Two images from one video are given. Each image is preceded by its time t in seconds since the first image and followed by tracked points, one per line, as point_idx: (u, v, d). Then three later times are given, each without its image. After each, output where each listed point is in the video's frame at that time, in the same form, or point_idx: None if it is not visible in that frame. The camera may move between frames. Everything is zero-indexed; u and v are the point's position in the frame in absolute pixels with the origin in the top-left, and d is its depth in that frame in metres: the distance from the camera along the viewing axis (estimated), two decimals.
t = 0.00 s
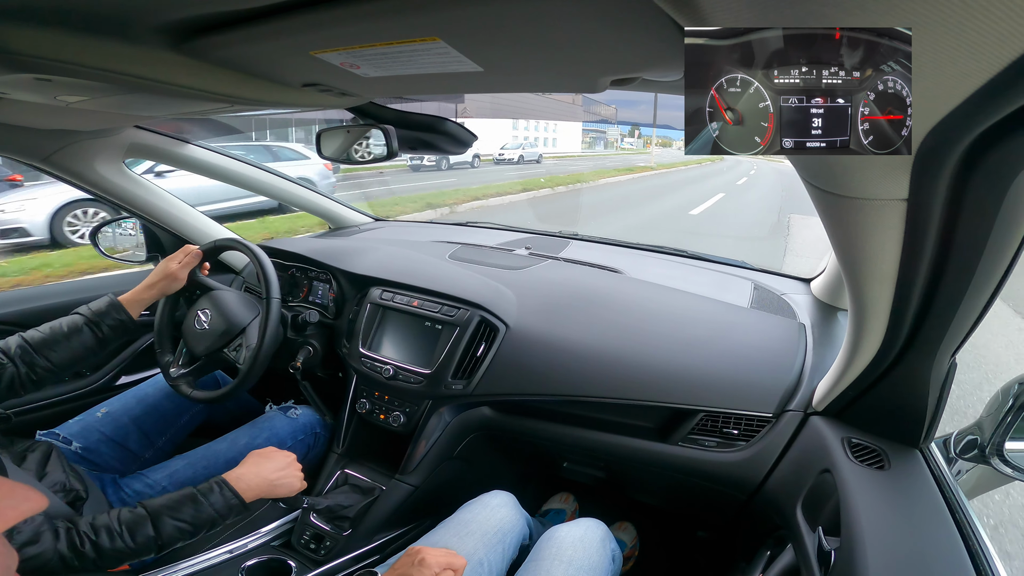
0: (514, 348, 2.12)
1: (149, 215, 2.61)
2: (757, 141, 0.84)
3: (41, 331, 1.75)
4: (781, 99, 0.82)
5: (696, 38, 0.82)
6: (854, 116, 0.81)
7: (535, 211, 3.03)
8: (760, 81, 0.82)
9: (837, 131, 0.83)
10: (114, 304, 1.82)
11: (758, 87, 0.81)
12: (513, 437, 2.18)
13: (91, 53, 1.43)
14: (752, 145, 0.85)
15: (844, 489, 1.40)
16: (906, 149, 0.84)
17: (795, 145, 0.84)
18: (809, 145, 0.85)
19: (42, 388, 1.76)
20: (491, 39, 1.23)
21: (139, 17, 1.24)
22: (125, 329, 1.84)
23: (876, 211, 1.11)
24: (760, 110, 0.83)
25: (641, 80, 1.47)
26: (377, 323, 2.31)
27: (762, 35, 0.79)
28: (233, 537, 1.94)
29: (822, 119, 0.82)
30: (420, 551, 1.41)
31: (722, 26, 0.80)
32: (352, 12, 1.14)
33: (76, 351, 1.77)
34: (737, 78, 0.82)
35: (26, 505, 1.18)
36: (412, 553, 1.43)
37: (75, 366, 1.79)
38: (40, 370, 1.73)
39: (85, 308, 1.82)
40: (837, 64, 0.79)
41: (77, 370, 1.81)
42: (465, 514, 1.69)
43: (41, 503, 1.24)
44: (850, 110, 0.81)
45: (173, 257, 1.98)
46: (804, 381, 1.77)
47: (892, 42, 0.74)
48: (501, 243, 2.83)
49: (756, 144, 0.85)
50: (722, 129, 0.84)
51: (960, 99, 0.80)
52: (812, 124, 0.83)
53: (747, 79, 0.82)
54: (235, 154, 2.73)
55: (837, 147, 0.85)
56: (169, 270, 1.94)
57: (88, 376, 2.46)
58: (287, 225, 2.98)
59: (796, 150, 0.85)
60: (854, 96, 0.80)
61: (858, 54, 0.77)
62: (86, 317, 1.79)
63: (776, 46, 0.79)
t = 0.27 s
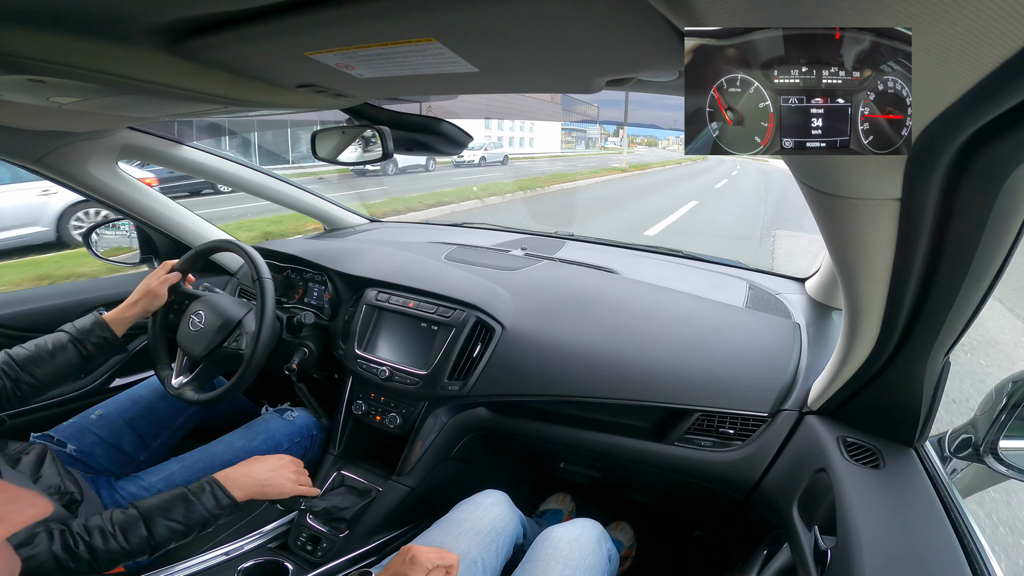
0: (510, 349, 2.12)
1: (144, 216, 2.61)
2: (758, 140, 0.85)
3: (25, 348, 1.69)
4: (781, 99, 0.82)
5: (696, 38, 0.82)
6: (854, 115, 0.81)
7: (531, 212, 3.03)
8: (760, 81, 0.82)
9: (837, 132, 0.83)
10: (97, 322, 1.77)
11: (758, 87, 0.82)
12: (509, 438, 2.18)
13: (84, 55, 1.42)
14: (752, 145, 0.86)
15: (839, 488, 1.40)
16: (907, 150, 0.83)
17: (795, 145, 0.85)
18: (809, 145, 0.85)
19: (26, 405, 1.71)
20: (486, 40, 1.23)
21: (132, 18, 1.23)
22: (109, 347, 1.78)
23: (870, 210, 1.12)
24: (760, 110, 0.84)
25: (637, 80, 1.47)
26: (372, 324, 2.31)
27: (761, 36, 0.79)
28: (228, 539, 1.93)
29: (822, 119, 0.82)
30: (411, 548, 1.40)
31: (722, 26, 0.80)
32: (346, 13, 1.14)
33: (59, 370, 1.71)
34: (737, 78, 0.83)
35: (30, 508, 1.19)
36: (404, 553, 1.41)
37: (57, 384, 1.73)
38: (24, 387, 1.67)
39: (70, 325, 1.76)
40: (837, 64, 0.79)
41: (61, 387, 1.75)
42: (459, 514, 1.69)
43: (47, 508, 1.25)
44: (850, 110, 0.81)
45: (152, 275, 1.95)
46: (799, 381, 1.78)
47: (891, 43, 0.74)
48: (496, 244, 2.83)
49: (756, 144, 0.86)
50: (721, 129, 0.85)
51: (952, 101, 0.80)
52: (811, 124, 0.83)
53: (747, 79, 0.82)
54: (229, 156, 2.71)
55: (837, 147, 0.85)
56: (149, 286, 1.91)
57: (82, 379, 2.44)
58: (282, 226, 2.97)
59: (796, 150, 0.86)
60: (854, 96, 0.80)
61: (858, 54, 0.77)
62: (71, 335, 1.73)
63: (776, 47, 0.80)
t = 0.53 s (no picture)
0: (505, 350, 2.12)
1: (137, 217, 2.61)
2: (758, 140, 0.85)
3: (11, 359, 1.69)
4: (781, 99, 0.82)
5: (696, 38, 0.82)
6: (854, 115, 0.82)
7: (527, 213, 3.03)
8: (760, 81, 0.82)
9: (837, 132, 0.83)
10: (83, 330, 1.77)
11: (758, 87, 0.82)
12: (504, 438, 2.18)
13: (79, 54, 1.41)
14: (752, 145, 0.86)
15: (833, 488, 1.41)
16: (906, 149, 0.83)
17: (795, 145, 0.84)
18: (809, 145, 0.85)
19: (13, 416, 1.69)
20: (483, 41, 1.23)
21: (128, 18, 1.23)
22: (96, 355, 1.78)
23: (864, 213, 1.12)
24: (760, 110, 0.84)
25: (632, 81, 1.47)
26: (368, 324, 2.31)
27: (761, 36, 0.80)
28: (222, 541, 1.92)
29: (822, 119, 0.83)
30: (406, 547, 1.41)
31: (722, 26, 0.80)
32: (343, 14, 1.14)
33: (47, 377, 1.70)
34: (737, 78, 0.83)
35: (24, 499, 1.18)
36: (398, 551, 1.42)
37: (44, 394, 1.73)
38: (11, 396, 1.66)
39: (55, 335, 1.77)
40: (837, 64, 0.79)
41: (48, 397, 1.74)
42: (454, 514, 1.69)
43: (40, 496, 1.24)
44: (850, 110, 0.81)
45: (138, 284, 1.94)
46: (793, 381, 1.79)
47: (890, 43, 0.74)
48: (492, 244, 2.83)
49: (756, 144, 0.85)
50: (722, 129, 0.85)
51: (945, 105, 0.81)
52: (811, 124, 0.83)
53: (747, 79, 0.82)
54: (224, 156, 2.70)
55: (837, 147, 0.85)
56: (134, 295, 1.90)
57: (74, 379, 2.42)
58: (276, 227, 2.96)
59: (796, 150, 0.85)
60: (854, 96, 0.80)
61: (858, 55, 0.78)
62: (58, 343, 1.74)
63: (775, 47, 0.80)
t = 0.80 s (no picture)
0: (499, 349, 2.13)
1: (128, 216, 2.59)
2: (757, 141, 0.85)
3: None
4: (781, 99, 0.82)
5: (695, 38, 0.82)
6: (854, 115, 0.81)
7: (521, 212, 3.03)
8: (761, 81, 0.82)
9: (836, 132, 0.83)
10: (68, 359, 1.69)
11: (759, 87, 0.82)
12: (499, 437, 2.18)
13: (69, 52, 1.39)
14: (752, 145, 0.86)
15: (825, 487, 1.42)
16: (906, 149, 0.83)
17: (795, 145, 0.84)
18: (809, 145, 0.84)
19: None
20: (479, 41, 1.23)
21: (120, 16, 1.21)
22: (81, 384, 1.69)
23: (856, 214, 1.13)
24: (760, 110, 0.84)
25: (627, 81, 1.48)
26: (361, 324, 2.30)
27: (760, 36, 0.80)
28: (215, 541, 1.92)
29: (821, 119, 0.82)
30: (390, 561, 1.39)
31: (722, 26, 0.81)
32: (339, 12, 1.13)
33: (27, 407, 1.60)
34: (737, 78, 0.83)
35: None
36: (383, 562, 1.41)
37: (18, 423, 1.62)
38: None
39: (42, 362, 1.67)
40: (837, 64, 0.79)
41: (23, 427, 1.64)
42: (448, 514, 1.69)
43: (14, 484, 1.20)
44: (850, 110, 0.81)
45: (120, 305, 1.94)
46: (785, 380, 1.80)
47: (890, 42, 0.75)
48: (486, 244, 2.83)
49: (756, 144, 0.85)
50: (722, 130, 0.85)
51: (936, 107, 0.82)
52: (811, 124, 0.82)
53: (747, 79, 0.82)
54: (215, 155, 2.68)
55: (837, 147, 0.84)
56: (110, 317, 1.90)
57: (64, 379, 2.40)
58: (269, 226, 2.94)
59: (796, 150, 0.85)
60: (854, 96, 0.80)
61: (857, 55, 0.78)
62: (44, 371, 1.64)
63: (774, 47, 0.80)
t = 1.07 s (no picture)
0: (494, 349, 2.12)
1: (122, 217, 2.58)
2: (757, 141, 0.86)
3: None
4: (781, 99, 0.83)
5: (694, 38, 0.82)
6: (854, 115, 0.82)
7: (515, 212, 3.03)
8: (761, 81, 0.83)
9: (837, 131, 0.84)
10: (63, 376, 1.67)
11: (759, 87, 0.83)
12: (494, 438, 2.18)
13: (60, 52, 1.38)
14: (752, 145, 0.87)
15: (819, 486, 1.43)
16: (906, 149, 0.85)
17: (795, 145, 0.85)
18: (809, 145, 0.85)
19: None
20: (474, 41, 1.23)
21: (112, 16, 1.20)
22: (75, 402, 1.67)
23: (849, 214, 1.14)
24: (760, 110, 0.85)
25: (621, 82, 1.48)
26: (356, 324, 2.29)
27: (761, 36, 0.80)
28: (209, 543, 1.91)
29: (822, 119, 0.83)
30: (386, 566, 1.38)
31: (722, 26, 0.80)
32: (332, 13, 1.13)
33: (20, 423, 1.57)
34: (737, 79, 0.83)
35: None
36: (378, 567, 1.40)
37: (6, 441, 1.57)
38: None
39: (36, 378, 1.65)
40: (837, 64, 0.80)
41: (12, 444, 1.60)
42: (446, 516, 1.68)
43: None
44: (850, 110, 0.82)
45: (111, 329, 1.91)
46: (780, 380, 1.81)
47: (890, 42, 0.74)
48: (480, 244, 2.82)
49: (756, 144, 0.86)
50: (721, 130, 0.86)
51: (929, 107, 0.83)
52: (811, 124, 0.84)
53: (747, 79, 0.83)
54: (209, 156, 2.67)
55: (837, 147, 0.85)
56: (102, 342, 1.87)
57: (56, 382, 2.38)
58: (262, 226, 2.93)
59: (796, 150, 0.86)
60: (854, 96, 0.81)
61: (857, 54, 0.78)
62: (38, 386, 1.62)
63: (775, 47, 0.80)
